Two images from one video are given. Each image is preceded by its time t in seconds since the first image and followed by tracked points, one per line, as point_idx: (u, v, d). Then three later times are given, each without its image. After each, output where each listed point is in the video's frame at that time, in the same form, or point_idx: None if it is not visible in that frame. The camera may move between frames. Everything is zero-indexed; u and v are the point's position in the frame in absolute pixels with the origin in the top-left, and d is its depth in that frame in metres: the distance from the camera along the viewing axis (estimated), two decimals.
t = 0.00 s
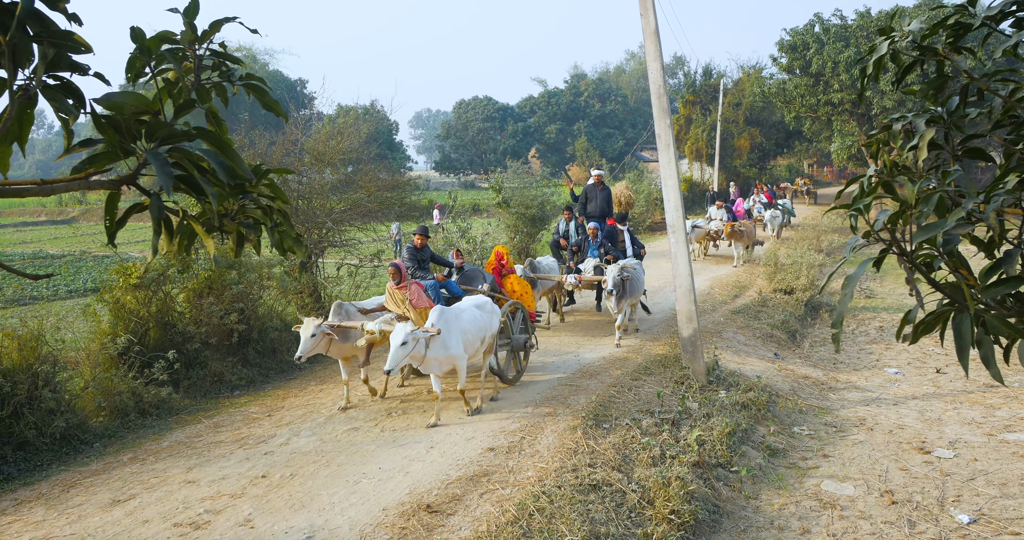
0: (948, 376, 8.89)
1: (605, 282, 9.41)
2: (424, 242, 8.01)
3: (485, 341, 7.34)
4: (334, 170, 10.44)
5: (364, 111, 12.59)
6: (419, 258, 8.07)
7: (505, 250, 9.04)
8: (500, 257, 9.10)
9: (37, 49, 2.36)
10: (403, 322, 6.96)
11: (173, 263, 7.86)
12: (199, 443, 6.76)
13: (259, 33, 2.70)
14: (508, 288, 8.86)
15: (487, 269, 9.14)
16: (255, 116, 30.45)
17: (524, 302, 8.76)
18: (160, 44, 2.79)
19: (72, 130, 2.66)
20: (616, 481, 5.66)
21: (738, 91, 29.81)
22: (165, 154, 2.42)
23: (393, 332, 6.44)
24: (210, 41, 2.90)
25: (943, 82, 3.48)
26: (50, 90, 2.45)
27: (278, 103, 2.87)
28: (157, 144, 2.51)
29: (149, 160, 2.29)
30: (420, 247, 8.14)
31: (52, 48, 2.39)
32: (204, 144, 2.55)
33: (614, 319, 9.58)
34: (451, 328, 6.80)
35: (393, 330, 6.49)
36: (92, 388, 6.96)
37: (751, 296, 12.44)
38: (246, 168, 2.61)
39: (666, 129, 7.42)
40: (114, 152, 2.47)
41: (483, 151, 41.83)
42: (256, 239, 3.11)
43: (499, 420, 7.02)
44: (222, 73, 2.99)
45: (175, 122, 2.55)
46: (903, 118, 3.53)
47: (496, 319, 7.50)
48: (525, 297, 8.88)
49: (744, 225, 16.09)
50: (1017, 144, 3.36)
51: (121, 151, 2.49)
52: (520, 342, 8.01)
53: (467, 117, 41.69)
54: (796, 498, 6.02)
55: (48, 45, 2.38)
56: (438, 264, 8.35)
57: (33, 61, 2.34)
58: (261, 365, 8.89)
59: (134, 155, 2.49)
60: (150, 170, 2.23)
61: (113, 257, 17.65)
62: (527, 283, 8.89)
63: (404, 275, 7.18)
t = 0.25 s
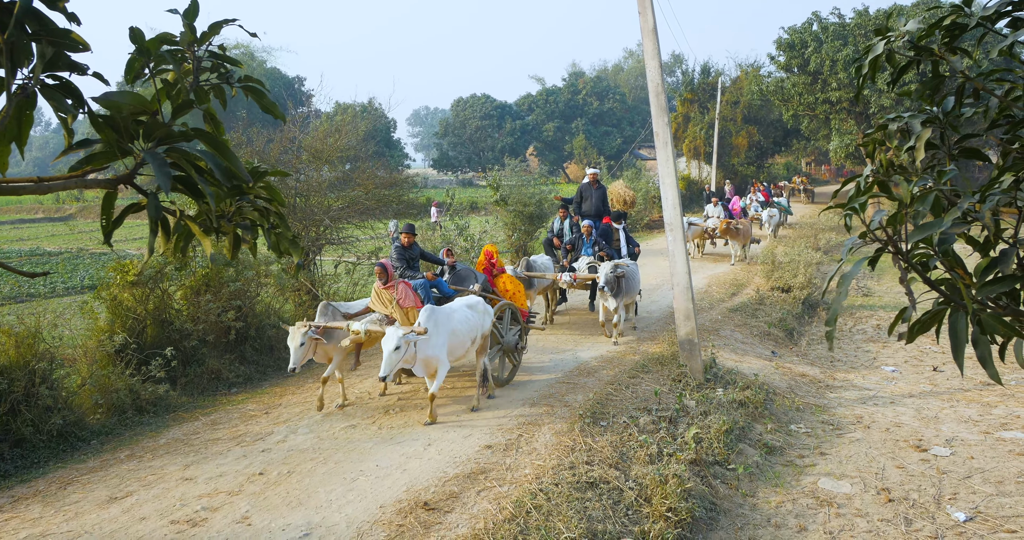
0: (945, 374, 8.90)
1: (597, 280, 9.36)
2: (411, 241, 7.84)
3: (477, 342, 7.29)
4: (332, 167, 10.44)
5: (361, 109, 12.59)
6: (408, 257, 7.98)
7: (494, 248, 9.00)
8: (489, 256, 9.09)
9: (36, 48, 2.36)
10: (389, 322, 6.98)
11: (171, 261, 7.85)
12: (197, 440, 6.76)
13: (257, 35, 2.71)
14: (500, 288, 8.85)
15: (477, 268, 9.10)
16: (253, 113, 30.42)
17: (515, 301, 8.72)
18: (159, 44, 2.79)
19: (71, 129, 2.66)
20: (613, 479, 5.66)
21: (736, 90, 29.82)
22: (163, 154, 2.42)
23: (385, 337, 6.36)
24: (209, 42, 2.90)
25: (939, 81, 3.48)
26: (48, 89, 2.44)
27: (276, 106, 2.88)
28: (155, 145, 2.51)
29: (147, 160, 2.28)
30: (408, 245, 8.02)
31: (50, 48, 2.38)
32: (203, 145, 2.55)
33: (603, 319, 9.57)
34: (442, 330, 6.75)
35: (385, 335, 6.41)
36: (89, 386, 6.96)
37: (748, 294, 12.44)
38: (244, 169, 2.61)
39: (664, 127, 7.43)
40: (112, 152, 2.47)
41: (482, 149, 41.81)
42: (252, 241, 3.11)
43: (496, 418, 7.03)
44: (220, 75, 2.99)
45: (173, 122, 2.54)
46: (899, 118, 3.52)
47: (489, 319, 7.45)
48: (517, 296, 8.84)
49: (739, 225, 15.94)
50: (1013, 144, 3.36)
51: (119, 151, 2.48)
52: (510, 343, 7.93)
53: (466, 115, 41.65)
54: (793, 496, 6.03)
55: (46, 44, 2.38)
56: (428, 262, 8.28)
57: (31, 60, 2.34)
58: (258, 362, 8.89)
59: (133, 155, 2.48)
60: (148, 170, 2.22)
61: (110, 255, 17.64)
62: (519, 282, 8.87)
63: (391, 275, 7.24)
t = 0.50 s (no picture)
0: (943, 376, 8.91)
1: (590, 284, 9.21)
2: (402, 240, 7.85)
3: (469, 343, 7.22)
4: (331, 165, 10.44)
5: (361, 107, 12.59)
6: (400, 257, 7.99)
7: (488, 249, 8.87)
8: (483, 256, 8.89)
9: (36, 45, 2.37)
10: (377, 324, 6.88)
11: (169, 258, 7.86)
12: (194, 438, 6.76)
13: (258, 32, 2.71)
14: (493, 289, 8.69)
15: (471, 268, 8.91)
16: (252, 110, 30.42)
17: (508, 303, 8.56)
18: (159, 42, 2.79)
19: (70, 126, 2.66)
20: (610, 478, 5.67)
21: (736, 90, 29.84)
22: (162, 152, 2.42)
23: (377, 341, 6.25)
24: (209, 40, 2.91)
25: (940, 83, 3.48)
26: (48, 86, 2.45)
27: (276, 104, 2.88)
28: (155, 142, 2.51)
29: (145, 158, 2.28)
30: (400, 245, 8.02)
31: (50, 44, 2.39)
32: (202, 142, 2.55)
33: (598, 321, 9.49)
34: (430, 332, 6.69)
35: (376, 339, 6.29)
36: (87, 382, 6.96)
37: (747, 295, 12.45)
38: (243, 167, 2.61)
39: (664, 127, 7.43)
40: (111, 150, 2.47)
41: (481, 148, 41.81)
42: (252, 238, 3.11)
43: (494, 417, 7.03)
44: (221, 73, 3.00)
45: (172, 119, 2.54)
46: (900, 119, 3.52)
47: (481, 320, 7.39)
48: (511, 298, 8.67)
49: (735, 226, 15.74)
50: (1013, 146, 3.36)
51: (119, 148, 2.48)
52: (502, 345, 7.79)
53: (465, 114, 41.65)
54: (789, 496, 6.03)
55: (46, 41, 2.39)
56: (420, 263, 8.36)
57: (31, 57, 2.35)
58: (256, 360, 8.89)
59: (132, 152, 2.48)
60: (147, 168, 2.22)
61: (108, 251, 17.64)
62: (512, 284, 8.69)
63: (379, 275, 7.06)
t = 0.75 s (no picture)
0: (940, 371, 8.93)
1: (582, 279, 9.15)
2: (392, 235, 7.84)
3: (460, 340, 7.17)
4: (328, 159, 10.43)
5: (359, 101, 12.58)
6: (387, 252, 7.89)
7: (479, 245, 8.57)
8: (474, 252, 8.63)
9: (31, 35, 2.35)
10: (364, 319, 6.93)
11: (166, 251, 7.84)
12: (191, 432, 6.76)
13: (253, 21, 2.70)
14: (484, 285, 8.49)
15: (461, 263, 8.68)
16: (250, 104, 30.38)
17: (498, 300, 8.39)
18: (154, 31, 2.78)
19: (66, 116, 2.65)
20: (607, 473, 5.67)
21: (734, 86, 29.82)
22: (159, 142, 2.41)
23: (364, 332, 6.25)
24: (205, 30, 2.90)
25: (939, 76, 3.47)
26: (44, 76, 2.43)
27: (272, 93, 2.87)
28: (151, 132, 2.50)
29: (142, 147, 2.27)
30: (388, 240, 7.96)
31: (46, 35, 2.38)
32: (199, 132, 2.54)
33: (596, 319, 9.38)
34: (420, 327, 6.66)
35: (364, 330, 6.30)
36: (84, 376, 6.95)
37: (744, 290, 12.46)
38: (240, 156, 2.60)
39: (662, 122, 7.42)
40: (107, 140, 2.46)
41: (479, 143, 41.75)
42: (250, 229, 3.10)
43: (491, 411, 7.04)
44: (217, 63, 2.99)
45: (168, 109, 2.53)
46: (899, 112, 3.51)
47: (472, 317, 7.33)
48: (500, 294, 8.50)
49: (733, 221, 15.67)
50: (1012, 140, 3.36)
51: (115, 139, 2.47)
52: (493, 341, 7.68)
53: (464, 109, 41.59)
54: (786, 491, 6.04)
55: (42, 31, 2.38)
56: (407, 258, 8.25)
57: (26, 47, 2.33)
58: (253, 353, 8.89)
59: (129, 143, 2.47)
60: (144, 158, 2.22)
61: (105, 244, 17.61)
62: (502, 281, 8.53)
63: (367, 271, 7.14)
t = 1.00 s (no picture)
0: (940, 373, 8.92)
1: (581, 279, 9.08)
2: (382, 235, 7.91)
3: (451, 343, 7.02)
4: (330, 158, 10.44)
5: (361, 99, 12.60)
6: (378, 252, 7.94)
7: (470, 245, 8.67)
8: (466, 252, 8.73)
9: (32, 34, 2.36)
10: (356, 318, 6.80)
11: (167, 249, 7.85)
12: (191, 430, 6.76)
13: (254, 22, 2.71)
14: (474, 286, 8.52)
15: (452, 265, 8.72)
16: (251, 102, 30.39)
17: (490, 300, 8.42)
18: (154, 32, 2.79)
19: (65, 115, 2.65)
20: (606, 473, 5.67)
21: (735, 86, 29.84)
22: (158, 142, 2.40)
23: (350, 330, 6.12)
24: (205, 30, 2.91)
25: (942, 77, 3.46)
26: (44, 75, 2.44)
27: (272, 95, 2.87)
28: (151, 132, 2.50)
29: (142, 147, 2.27)
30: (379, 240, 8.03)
31: (46, 34, 2.38)
32: (199, 132, 2.54)
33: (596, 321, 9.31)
34: (410, 328, 6.51)
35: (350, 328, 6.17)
36: (84, 373, 6.96)
37: (744, 291, 12.47)
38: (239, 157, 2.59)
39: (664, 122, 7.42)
40: (107, 140, 2.46)
41: (480, 142, 41.74)
42: (249, 229, 3.09)
43: (491, 411, 7.04)
44: (217, 64, 3.00)
45: (168, 110, 2.52)
46: (902, 114, 3.51)
47: (463, 321, 7.20)
48: (491, 295, 8.55)
49: (732, 222, 15.58)
50: (1015, 142, 3.35)
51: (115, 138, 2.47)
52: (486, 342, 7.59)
53: (465, 108, 41.61)
54: (785, 492, 6.04)
55: (42, 30, 2.38)
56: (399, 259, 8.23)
57: (27, 46, 2.34)
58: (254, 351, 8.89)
59: (129, 142, 2.47)
60: (144, 157, 2.22)
61: (106, 241, 17.63)
62: (493, 282, 8.57)
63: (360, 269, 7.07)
